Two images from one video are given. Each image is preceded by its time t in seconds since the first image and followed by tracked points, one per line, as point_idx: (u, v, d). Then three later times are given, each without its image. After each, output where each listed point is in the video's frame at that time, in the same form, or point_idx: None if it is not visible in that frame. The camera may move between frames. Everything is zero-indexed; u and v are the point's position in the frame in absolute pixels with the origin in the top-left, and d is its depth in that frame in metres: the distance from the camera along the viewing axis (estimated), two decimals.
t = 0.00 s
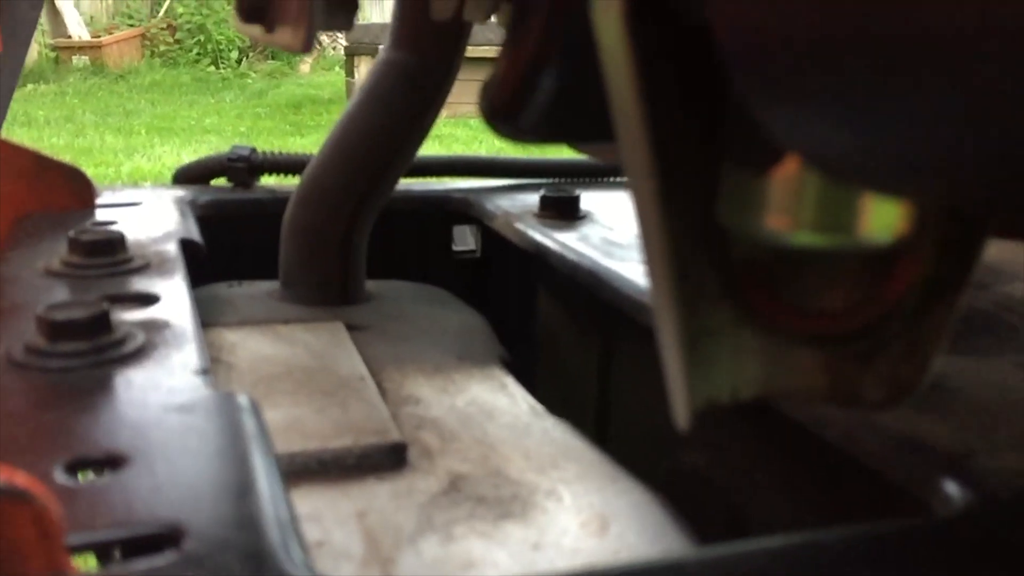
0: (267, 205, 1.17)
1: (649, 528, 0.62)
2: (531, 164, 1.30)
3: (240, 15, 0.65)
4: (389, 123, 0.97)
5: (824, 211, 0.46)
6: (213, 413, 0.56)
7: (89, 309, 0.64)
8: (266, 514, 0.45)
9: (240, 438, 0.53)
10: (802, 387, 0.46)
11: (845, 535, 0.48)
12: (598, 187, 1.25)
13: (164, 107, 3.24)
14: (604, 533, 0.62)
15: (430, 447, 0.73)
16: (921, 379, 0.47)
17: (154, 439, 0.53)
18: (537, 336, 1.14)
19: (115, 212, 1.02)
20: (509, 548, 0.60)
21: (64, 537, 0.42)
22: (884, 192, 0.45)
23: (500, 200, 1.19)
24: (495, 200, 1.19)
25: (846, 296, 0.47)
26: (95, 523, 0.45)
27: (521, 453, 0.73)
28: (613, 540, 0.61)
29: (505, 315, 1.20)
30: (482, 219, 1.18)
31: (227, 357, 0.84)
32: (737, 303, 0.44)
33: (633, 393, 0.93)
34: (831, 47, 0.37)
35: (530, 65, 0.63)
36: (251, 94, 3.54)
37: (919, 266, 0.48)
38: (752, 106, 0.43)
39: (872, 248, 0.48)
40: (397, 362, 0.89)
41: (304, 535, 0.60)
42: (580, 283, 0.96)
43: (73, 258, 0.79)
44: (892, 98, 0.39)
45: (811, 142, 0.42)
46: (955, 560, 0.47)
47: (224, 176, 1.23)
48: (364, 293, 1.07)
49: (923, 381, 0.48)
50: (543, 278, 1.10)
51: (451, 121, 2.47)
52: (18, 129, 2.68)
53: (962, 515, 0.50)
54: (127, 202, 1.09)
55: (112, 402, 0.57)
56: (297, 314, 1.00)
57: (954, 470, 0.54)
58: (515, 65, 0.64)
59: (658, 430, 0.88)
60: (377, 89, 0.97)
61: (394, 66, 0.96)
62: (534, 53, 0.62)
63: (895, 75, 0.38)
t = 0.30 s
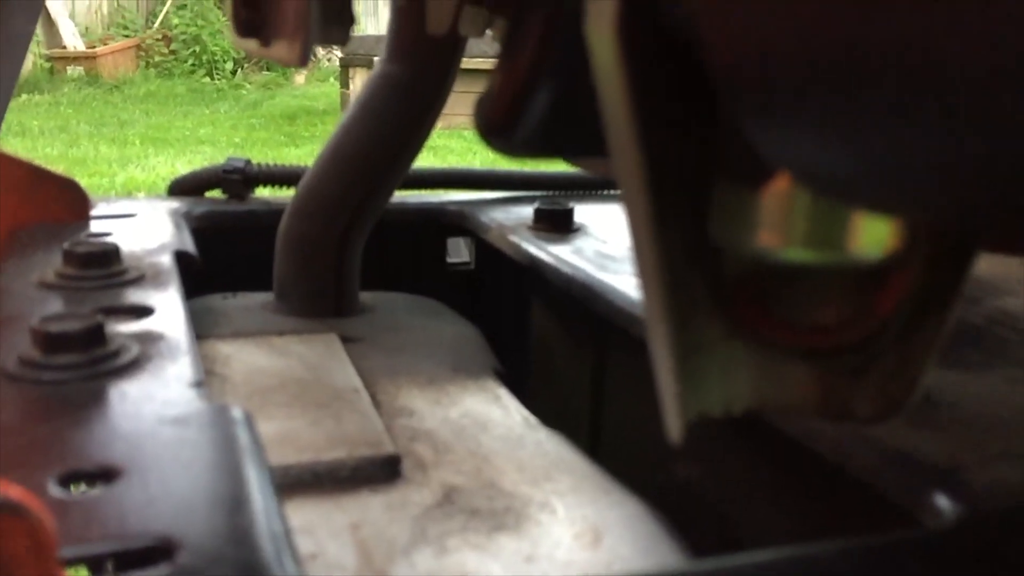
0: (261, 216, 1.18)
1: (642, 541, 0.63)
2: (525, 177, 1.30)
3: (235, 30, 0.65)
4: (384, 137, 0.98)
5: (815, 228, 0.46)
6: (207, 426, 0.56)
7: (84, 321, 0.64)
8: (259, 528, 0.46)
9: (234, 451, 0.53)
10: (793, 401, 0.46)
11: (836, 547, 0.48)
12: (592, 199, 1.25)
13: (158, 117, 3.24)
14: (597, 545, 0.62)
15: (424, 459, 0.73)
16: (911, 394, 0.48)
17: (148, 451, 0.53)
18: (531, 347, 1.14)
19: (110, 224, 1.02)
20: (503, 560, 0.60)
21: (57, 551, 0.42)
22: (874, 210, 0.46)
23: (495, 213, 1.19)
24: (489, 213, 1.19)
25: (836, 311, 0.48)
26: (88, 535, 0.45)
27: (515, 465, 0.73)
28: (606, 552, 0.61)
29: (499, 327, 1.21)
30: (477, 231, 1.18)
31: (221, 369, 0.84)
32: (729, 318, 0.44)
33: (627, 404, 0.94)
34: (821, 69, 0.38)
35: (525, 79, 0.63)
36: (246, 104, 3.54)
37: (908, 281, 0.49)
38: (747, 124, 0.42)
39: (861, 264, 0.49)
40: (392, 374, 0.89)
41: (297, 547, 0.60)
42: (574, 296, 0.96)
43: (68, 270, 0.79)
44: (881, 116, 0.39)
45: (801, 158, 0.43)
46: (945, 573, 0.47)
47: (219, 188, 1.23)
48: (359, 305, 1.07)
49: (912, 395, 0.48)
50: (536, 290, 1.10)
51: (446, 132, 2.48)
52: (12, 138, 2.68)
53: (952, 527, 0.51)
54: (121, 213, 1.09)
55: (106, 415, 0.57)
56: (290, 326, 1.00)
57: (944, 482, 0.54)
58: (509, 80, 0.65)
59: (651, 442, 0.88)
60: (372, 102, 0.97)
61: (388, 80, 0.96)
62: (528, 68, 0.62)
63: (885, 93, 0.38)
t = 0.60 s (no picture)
0: (256, 227, 1.18)
1: (636, 552, 0.63)
2: (519, 189, 1.30)
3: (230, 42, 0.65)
4: (379, 147, 0.98)
5: (809, 243, 0.45)
6: (201, 437, 0.56)
7: (78, 332, 0.64)
8: (254, 541, 0.46)
9: (228, 463, 0.53)
10: (786, 414, 0.45)
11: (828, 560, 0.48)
12: (586, 210, 1.25)
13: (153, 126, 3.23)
14: (591, 557, 0.62)
15: (418, 470, 0.73)
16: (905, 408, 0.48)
17: (142, 463, 0.53)
18: (525, 358, 1.14)
19: (104, 235, 1.02)
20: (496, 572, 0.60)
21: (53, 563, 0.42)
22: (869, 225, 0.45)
23: (489, 224, 1.19)
24: (484, 224, 1.19)
25: (831, 324, 0.47)
26: (83, 548, 0.45)
27: (509, 477, 0.73)
28: (600, 564, 0.61)
29: (492, 337, 1.21)
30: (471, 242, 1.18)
31: (215, 380, 0.84)
32: (723, 331, 0.43)
33: (621, 416, 0.94)
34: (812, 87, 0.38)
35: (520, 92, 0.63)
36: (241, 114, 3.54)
37: (902, 296, 0.49)
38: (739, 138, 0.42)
39: (854, 278, 0.48)
40: (386, 385, 0.89)
41: (290, 559, 0.60)
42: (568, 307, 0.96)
43: (62, 281, 0.79)
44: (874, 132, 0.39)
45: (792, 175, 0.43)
46: None
47: (213, 198, 1.23)
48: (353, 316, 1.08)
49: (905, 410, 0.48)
50: (531, 301, 1.10)
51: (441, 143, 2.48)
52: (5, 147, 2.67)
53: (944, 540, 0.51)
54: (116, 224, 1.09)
55: (100, 427, 0.57)
56: (284, 337, 1.00)
57: (936, 495, 0.54)
58: (503, 94, 0.65)
59: (646, 453, 0.88)
60: (368, 112, 0.97)
61: (383, 90, 0.96)
62: (523, 81, 0.63)
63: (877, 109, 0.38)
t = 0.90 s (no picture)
0: (250, 236, 1.18)
1: (632, 563, 0.63)
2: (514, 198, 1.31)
3: (226, 53, 0.65)
4: (374, 158, 0.98)
5: (802, 255, 0.46)
6: (197, 447, 0.56)
7: (74, 342, 0.64)
8: (250, 552, 0.46)
9: (223, 472, 0.53)
10: (780, 424, 0.45)
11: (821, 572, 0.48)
12: (581, 221, 1.26)
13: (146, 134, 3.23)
14: (586, 568, 0.62)
15: (413, 480, 0.73)
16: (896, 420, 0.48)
17: (138, 473, 0.53)
18: (520, 368, 1.14)
19: (99, 244, 1.02)
20: None
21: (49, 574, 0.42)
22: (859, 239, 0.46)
23: (484, 234, 1.20)
24: (479, 234, 1.20)
25: (822, 335, 0.48)
26: (78, 558, 0.45)
27: (504, 487, 0.73)
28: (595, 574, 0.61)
29: (488, 348, 1.21)
30: (466, 252, 1.18)
31: (210, 390, 0.84)
32: (717, 342, 0.44)
33: (615, 426, 0.94)
34: (807, 102, 0.39)
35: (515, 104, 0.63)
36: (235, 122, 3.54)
37: (894, 309, 0.50)
38: (733, 151, 0.42)
39: (846, 292, 0.49)
40: (380, 395, 0.89)
41: (286, 570, 0.60)
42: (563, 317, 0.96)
43: (57, 290, 0.79)
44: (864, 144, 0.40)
45: (786, 191, 0.43)
46: None
47: (208, 208, 1.23)
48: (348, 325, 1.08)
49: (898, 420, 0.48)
50: (525, 311, 1.11)
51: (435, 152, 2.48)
52: None
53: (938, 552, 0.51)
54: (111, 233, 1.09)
55: (95, 436, 0.57)
56: (279, 346, 1.00)
57: (930, 507, 0.55)
58: (498, 108, 0.65)
59: (640, 464, 0.88)
60: (362, 123, 0.97)
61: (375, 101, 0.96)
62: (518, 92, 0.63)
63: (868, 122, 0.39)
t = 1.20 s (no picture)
0: (247, 248, 1.18)
1: None
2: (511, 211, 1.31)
3: (226, 67, 0.66)
4: (371, 171, 0.98)
5: (799, 272, 0.47)
6: (195, 460, 0.56)
7: (72, 353, 0.64)
8: (249, 565, 0.46)
9: (222, 485, 0.53)
10: (776, 438, 0.46)
11: None
12: (577, 233, 1.26)
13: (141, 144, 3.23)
14: None
15: (409, 492, 0.73)
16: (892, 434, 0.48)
17: (137, 485, 0.53)
18: (515, 380, 1.15)
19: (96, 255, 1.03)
20: None
21: None
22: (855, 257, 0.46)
23: (480, 245, 1.20)
24: (475, 246, 1.20)
25: (819, 350, 0.48)
26: (78, 571, 0.45)
27: (501, 499, 0.73)
28: None
29: (486, 360, 1.21)
30: (462, 264, 1.19)
31: (207, 402, 0.84)
32: (714, 356, 0.44)
33: (611, 438, 0.94)
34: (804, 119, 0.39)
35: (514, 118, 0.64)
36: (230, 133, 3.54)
37: (889, 324, 0.50)
38: (731, 167, 0.43)
39: (842, 306, 0.49)
40: (377, 407, 0.89)
41: None
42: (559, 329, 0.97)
43: (55, 302, 0.79)
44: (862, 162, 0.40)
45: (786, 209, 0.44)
46: None
47: (205, 219, 1.24)
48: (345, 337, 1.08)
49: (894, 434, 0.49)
50: (521, 323, 1.11)
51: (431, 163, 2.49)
52: None
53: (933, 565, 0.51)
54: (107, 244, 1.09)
55: (92, 448, 0.57)
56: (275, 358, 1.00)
57: (925, 519, 0.55)
58: (497, 123, 0.66)
59: (636, 476, 0.89)
60: (359, 137, 0.97)
61: (373, 115, 0.96)
62: (516, 107, 0.63)
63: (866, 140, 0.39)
